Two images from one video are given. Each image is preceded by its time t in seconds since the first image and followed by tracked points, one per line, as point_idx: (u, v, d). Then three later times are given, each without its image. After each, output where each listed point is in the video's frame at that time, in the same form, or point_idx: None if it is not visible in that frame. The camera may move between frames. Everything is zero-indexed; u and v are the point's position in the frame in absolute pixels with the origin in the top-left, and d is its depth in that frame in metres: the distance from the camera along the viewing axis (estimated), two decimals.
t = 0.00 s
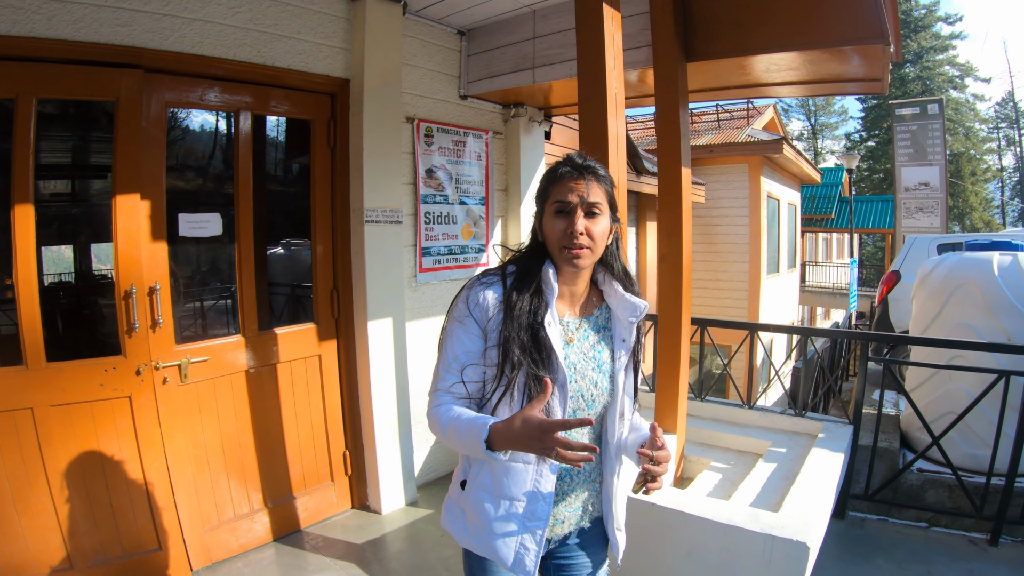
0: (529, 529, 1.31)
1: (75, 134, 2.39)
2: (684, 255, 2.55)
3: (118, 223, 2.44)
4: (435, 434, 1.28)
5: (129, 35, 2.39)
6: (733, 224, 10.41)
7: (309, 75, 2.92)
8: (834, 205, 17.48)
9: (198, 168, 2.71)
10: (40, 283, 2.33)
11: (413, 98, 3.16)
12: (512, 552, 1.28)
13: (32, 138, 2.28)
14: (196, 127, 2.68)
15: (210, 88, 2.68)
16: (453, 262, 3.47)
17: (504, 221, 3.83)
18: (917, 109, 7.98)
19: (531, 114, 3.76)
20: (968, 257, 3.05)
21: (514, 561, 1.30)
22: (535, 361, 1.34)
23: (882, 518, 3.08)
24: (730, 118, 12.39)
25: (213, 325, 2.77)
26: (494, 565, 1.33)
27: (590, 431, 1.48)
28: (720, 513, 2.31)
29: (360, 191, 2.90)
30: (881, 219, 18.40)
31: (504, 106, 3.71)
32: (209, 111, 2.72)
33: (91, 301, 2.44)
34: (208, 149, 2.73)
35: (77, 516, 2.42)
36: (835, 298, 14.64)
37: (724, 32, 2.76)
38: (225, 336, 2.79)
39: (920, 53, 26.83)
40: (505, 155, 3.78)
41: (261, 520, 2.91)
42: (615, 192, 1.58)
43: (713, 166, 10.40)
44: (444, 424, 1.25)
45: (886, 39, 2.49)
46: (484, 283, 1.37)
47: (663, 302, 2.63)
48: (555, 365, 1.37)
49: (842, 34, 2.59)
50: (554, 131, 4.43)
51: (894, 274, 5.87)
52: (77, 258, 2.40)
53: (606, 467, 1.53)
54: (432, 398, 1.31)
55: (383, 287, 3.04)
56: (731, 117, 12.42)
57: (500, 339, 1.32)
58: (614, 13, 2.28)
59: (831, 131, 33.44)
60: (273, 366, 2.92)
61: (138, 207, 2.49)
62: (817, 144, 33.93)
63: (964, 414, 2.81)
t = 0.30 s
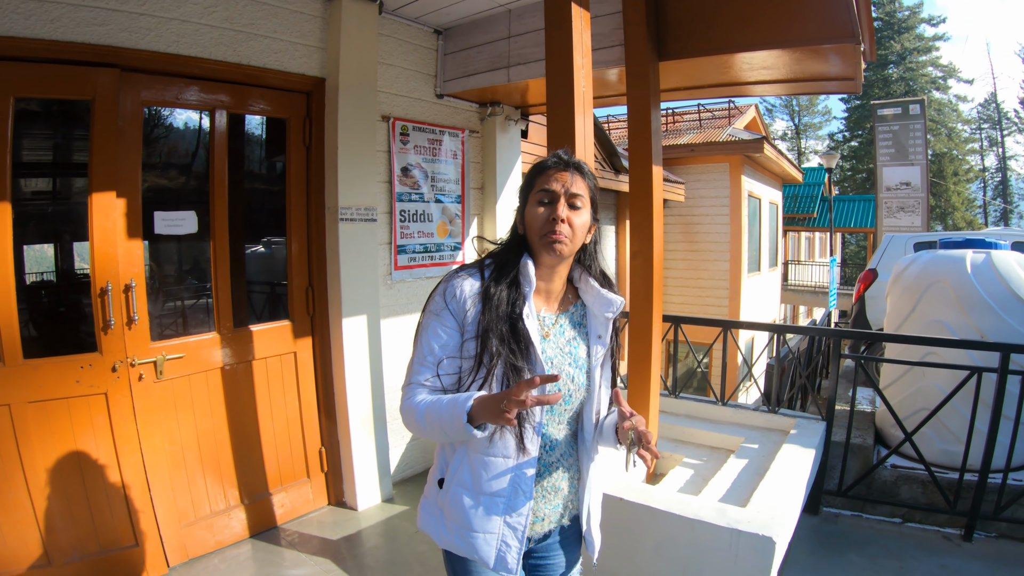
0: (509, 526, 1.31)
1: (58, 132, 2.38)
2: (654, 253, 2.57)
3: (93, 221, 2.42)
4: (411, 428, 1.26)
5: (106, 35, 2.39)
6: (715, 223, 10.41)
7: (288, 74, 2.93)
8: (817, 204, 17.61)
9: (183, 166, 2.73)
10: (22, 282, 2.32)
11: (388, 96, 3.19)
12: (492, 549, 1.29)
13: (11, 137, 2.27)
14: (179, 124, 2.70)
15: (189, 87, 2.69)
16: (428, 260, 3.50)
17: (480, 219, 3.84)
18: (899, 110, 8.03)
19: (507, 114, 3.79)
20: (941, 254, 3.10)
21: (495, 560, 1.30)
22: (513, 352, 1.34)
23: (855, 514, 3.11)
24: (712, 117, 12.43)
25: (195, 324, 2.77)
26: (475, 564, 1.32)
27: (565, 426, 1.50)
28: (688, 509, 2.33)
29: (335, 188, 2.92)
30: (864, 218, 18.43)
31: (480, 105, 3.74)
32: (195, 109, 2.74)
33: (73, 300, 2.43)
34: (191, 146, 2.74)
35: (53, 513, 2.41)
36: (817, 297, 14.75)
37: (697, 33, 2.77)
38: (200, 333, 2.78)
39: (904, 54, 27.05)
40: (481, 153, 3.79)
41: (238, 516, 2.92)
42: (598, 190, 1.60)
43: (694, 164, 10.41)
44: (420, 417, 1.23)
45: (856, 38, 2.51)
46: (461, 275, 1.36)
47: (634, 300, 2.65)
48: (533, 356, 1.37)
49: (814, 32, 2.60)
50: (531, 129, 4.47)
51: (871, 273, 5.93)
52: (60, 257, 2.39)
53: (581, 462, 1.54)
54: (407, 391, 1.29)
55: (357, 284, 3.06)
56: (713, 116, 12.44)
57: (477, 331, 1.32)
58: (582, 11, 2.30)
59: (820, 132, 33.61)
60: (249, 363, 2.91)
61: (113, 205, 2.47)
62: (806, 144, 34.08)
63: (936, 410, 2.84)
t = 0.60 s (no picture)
0: (498, 543, 1.30)
1: (36, 131, 2.35)
2: (625, 252, 2.59)
3: (66, 222, 2.39)
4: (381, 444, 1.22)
5: (80, 35, 2.37)
6: (692, 221, 10.46)
7: (262, 75, 2.94)
8: (794, 203, 17.82)
9: (160, 166, 2.73)
10: None
11: (362, 96, 3.21)
12: (482, 570, 1.27)
13: None
14: (158, 123, 2.70)
15: (163, 87, 2.67)
16: (402, 259, 3.53)
17: (454, 218, 3.88)
18: (876, 109, 8.11)
19: (481, 113, 3.85)
20: (912, 252, 3.12)
21: None
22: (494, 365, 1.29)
23: (829, 510, 3.14)
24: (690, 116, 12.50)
25: (172, 325, 2.76)
26: None
27: (545, 436, 1.49)
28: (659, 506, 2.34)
29: (308, 187, 2.93)
30: (841, 215, 18.60)
31: (454, 104, 3.78)
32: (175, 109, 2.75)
33: (50, 300, 2.39)
34: (170, 146, 2.75)
35: (29, 515, 2.36)
36: (795, 294, 14.95)
37: (668, 33, 2.78)
38: (173, 333, 2.75)
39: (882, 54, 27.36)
40: (455, 152, 3.84)
41: (213, 516, 2.90)
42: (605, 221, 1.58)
43: (672, 164, 10.45)
44: (395, 441, 1.20)
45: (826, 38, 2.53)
46: (438, 283, 1.30)
47: (604, 298, 2.67)
48: (516, 367, 1.33)
49: (783, 33, 2.62)
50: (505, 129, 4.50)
51: (846, 270, 6.03)
52: (37, 257, 2.36)
53: (563, 470, 1.54)
54: (380, 407, 1.25)
55: (332, 283, 3.07)
56: (691, 115, 12.51)
57: (455, 343, 1.27)
58: (551, 12, 2.31)
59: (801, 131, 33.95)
60: (223, 363, 2.89)
61: (87, 206, 2.44)
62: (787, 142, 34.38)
63: (909, 406, 2.88)
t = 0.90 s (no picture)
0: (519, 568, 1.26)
1: (10, 137, 2.34)
2: (597, 252, 2.62)
3: (41, 229, 2.38)
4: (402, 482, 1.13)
5: (53, 41, 2.36)
6: (669, 220, 10.53)
7: (237, 79, 2.95)
8: (772, 200, 18.02)
9: (137, 170, 2.73)
10: None
11: (336, 99, 3.24)
12: None
13: None
14: (135, 127, 2.70)
15: (138, 92, 2.67)
16: (377, 261, 3.56)
17: (429, 220, 3.92)
18: (851, 107, 8.21)
19: (455, 115, 3.91)
20: (884, 247, 3.17)
21: None
22: (519, 385, 1.24)
23: (806, 502, 3.17)
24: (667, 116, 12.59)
25: (150, 330, 2.75)
26: None
27: (565, 449, 1.43)
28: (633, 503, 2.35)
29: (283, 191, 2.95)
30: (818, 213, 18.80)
31: (428, 106, 3.83)
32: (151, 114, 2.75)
33: (27, 308, 2.37)
34: (147, 150, 2.75)
35: (8, 524, 2.33)
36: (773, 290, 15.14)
37: (638, 34, 2.82)
38: (151, 339, 2.74)
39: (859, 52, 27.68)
40: (430, 154, 3.89)
41: (194, 522, 2.88)
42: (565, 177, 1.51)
43: (648, 163, 10.51)
44: (418, 477, 1.11)
45: (794, 37, 2.55)
46: (452, 299, 1.21)
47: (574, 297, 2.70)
48: (540, 386, 1.28)
49: (751, 31, 2.63)
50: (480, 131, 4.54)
51: (821, 266, 6.05)
52: (11, 265, 2.34)
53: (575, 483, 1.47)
54: (392, 437, 1.15)
55: (308, 287, 3.09)
56: (668, 114, 12.59)
57: (474, 363, 1.20)
58: (520, 14, 2.34)
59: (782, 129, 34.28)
60: (200, 367, 2.89)
61: (62, 213, 2.44)
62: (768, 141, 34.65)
63: (882, 399, 2.92)
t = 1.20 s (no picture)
0: None
1: None
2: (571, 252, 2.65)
3: (23, 234, 2.38)
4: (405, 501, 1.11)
5: (34, 48, 2.37)
6: (651, 219, 10.58)
7: (218, 84, 2.97)
8: (753, 198, 18.19)
9: (119, 175, 2.74)
10: None
11: (316, 103, 3.28)
12: None
13: None
14: (117, 131, 2.71)
15: (119, 98, 2.68)
16: (358, 263, 3.59)
17: (409, 222, 3.98)
18: (831, 106, 8.30)
19: (435, 117, 3.95)
20: (860, 244, 3.22)
21: None
22: (513, 396, 1.20)
23: (785, 497, 3.21)
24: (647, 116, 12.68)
25: (133, 334, 2.76)
26: None
27: (570, 455, 1.39)
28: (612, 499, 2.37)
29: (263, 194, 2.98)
30: (799, 209, 18.90)
31: (408, 109, 3.87)
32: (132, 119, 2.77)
33: (8, 314, 2.37)
34: (129, 154, 2.77)
35: None
36: (756, 288, 15.29)
37: (611, 37, 2.86)
38: (134, 343, 2.75)
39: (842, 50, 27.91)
40: (410, 157, 3.93)
41: (179, 525, 2.89)
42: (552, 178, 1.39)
43: (630, 163, 10.56)
44: (422, 493, 1.10)
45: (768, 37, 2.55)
46: (438, 312, 1.17)
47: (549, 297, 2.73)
48: (535, 394, 1.25)
49: (724, 32, 2.65)
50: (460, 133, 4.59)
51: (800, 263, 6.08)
52: None
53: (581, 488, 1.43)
54: (390, 455, 1.13)
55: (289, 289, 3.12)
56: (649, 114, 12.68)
57: (467, 375, 1.17)
58: (495, 18, 2.38)
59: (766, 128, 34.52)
60: (183, 371, 2.90)
61: (44, 218, 2.44)
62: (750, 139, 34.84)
63: (859, 393, 2.96)
